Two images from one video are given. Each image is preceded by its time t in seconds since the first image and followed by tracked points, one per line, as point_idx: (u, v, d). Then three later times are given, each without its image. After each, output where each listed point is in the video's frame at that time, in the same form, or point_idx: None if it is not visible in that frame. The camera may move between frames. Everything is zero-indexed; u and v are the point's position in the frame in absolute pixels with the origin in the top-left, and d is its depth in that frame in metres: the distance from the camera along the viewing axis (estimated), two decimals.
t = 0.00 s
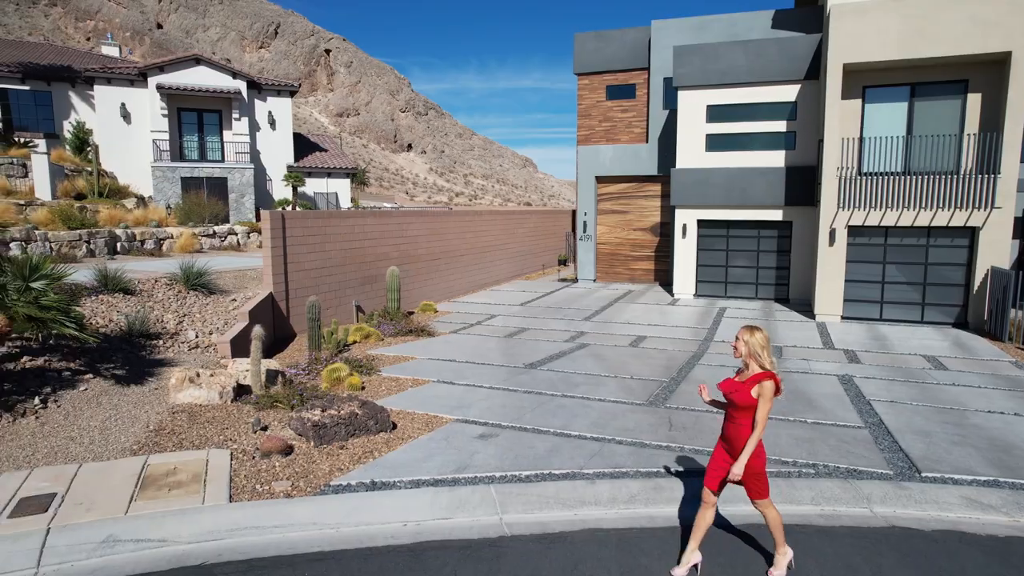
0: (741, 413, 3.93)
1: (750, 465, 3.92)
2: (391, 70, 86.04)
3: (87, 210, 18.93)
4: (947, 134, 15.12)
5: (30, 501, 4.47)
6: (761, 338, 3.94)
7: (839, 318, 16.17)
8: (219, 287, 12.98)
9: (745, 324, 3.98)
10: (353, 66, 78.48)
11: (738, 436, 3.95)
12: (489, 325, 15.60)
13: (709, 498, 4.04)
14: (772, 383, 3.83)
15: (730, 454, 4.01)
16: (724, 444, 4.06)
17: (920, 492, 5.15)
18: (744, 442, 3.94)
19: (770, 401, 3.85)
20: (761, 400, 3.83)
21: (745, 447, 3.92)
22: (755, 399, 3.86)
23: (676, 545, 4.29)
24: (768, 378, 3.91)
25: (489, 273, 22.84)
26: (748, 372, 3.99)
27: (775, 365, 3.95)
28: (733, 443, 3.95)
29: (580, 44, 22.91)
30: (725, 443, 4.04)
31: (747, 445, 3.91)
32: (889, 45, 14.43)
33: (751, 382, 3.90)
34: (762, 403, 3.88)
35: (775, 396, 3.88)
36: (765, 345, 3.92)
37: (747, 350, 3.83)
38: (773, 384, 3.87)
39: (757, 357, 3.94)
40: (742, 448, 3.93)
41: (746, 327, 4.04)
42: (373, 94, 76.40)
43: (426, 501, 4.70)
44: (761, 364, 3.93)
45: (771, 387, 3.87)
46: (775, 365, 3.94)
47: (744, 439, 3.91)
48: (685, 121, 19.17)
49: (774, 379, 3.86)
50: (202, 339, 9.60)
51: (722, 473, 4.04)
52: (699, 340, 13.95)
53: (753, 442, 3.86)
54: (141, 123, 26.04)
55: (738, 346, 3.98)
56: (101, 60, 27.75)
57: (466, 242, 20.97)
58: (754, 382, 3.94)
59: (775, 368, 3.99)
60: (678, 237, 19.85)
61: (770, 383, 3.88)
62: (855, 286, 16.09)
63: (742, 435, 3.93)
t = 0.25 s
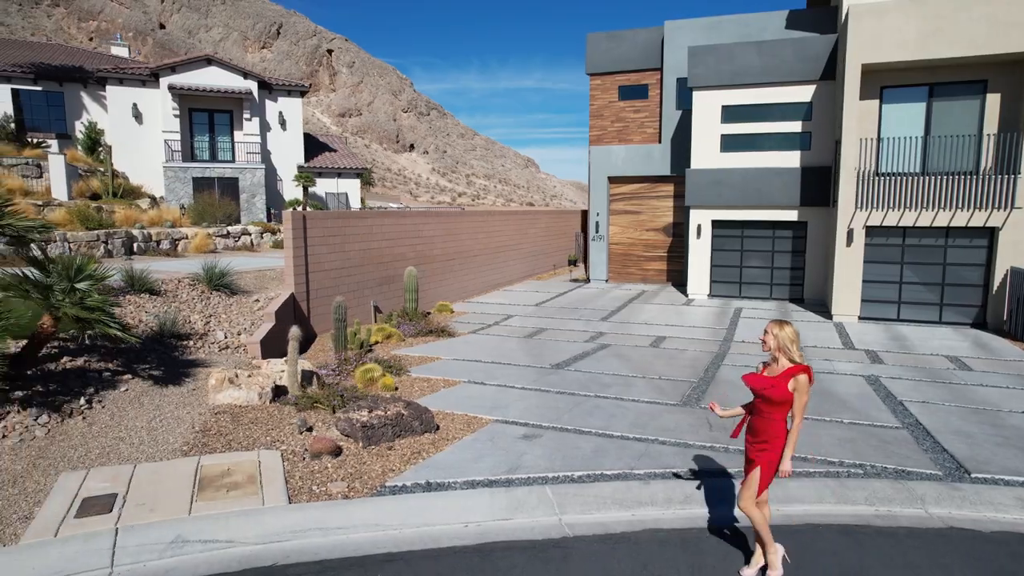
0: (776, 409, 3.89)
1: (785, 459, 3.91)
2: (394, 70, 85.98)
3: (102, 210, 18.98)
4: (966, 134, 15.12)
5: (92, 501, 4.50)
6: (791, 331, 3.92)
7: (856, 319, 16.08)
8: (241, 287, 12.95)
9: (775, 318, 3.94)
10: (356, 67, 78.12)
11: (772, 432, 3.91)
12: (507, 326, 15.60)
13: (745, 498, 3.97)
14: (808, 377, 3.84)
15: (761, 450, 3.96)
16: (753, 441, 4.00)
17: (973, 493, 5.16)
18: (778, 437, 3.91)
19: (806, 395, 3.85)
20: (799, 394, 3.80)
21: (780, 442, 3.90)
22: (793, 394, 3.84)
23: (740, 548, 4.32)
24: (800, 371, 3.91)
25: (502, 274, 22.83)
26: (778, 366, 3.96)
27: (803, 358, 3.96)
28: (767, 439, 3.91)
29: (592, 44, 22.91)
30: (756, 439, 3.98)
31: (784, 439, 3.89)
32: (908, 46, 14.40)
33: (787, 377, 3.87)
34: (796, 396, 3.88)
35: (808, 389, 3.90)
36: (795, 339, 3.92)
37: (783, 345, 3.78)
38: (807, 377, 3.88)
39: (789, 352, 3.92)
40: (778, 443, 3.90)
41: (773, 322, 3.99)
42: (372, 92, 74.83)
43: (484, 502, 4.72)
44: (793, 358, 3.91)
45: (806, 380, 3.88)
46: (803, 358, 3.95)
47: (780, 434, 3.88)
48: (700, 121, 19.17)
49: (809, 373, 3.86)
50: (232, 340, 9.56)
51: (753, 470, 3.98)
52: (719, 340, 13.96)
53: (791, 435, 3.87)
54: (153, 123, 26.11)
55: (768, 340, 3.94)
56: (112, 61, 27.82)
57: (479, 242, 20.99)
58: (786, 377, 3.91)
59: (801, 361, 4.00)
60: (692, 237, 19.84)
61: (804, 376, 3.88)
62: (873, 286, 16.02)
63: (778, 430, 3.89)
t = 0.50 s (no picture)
0: (802, 417, 3.91)
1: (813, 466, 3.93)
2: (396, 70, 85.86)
3: (117, 211, 19.00)
4: (983, 134, 15.09)
5: (151, 501, 4.53)
6: (815, 339, 3.94)
7: (873, 319, 15.97)
8: (262, 288, 12.93)
9: (800, 327, 3.95)
10: (358, 67, 77.77)
11: (799, 438, 3.94)
12: (524, 326, 15.58)
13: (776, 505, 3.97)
14: (835, 384, 3.87)
15: (789, 458, 3.98)
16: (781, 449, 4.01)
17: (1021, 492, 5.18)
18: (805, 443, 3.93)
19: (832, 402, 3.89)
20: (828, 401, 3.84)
21: (807, 449, 3.92)
22: (821, 401, 3.87)
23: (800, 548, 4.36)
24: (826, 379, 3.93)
25: (514, 274, 22.83)
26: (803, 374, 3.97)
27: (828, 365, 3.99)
28: (795, 447, 3.93)
29: (603, 45, 22.90)
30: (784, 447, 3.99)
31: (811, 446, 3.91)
32: (927, 46, 14.33)
33: (814, 385, 3.89)
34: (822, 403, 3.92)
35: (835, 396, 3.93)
36: (820, 347, 3.92)
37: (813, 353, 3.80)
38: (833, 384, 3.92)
39: (815, 360, 3.94)
40: (806, 450, 3.92)
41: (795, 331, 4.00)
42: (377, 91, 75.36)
43: (539, 503, 4.74)
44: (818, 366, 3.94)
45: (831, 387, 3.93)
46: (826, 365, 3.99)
47: (808, 442, 3.91)
48: (714, 122, 19.16)
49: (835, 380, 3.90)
50: (260, 339, 9.56)
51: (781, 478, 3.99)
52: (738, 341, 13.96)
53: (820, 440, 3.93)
54: (164, 123, 26.13)
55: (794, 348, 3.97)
56: (123, 61, 27.84)
57: (492, 242, 21.00)
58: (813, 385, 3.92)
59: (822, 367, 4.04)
60: (706, 237, 19.84)
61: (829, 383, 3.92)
62: (890, 286, 15.95)
63: (806, 438, 3.91)
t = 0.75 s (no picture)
0: (815, 410, 3.91)
1: (827, 461, 3.88)
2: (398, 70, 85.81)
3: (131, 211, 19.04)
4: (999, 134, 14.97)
5: (205, 501, 4.55)
6: (830, 333, 3.97)
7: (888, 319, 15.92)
8: (281, 288, 12.94)
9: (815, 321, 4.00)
10: (360, 67, 77.47)
11: (811, 433, 3.91)
12: (540, 326, 15.58)
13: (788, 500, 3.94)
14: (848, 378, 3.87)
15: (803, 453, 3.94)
16: (795, 444, 3.99)
17: None
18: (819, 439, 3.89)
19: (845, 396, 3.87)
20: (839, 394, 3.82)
21: (823, 445, 3.88)
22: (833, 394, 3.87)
23: (854, 550, 4.38)
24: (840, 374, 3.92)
25: (525, 273, 22.84)
26: (818, 368, 3.99)
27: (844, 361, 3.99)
28: (808, 441, 3.91)
29: (614, 44, 22.91)
30: (798, 442, 3.97)
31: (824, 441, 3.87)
32: (944, 46, 14.31)
33: (827, 378, 3.90)
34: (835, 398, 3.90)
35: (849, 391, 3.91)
36: (835, 341, 3.96)
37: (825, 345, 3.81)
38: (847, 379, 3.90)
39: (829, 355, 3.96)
40: (819, 445, 3.88)
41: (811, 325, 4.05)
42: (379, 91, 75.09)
43: (588, 502, 4.76)
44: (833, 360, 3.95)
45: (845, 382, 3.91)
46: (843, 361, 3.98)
47: (821, 436, 3.87)
48: (726, 122, 19.13)
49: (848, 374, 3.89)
50: (286, 339, 9.55)
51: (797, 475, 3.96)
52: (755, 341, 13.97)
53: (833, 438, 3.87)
54: (175, 123, 26.17)
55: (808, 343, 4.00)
56: (133, 62, 27.89)
57: (504, 242, 21.01)
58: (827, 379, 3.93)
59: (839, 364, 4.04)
60: (718, 237, 19.83)
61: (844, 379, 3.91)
62: (904, 286, 15.90)
63: (818, 432, 3.88)
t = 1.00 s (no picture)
0: (825, 413, 3.86)
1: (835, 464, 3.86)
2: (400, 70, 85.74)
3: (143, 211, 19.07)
4: (1013, 134, 14.76)
5: (252, 499, 4.59)
6: (839, 334, 3.88)
7: (899, 319, 15.80)
8: (298, 288, 12.98)
9: (821, 322, 3.90)
10: (362, 67, 77.39)
11: (821, 436, 3.87)
12: (554, 325, 15.59)
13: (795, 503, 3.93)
14: (859, 380, 3.81)
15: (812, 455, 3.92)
16: (803, 446, 3.96)
17: None
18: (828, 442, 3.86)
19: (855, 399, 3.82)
20: (849, 398, 3.77)
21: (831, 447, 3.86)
22: (843, 398, 3.81)
23: (897, 545, 4.42)
24: (850, 375, 3.86)
25: (535, 273, 22.87)
26: (828, 369, 3.92)
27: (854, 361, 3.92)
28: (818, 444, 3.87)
29: (623, 45, 22.95)
30: (806, 444, 3.94)
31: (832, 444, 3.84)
32: (958, 45, 14.21)
33: (837, 381, 3.84)
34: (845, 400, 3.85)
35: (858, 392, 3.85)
36: (845, 342, 3.87)
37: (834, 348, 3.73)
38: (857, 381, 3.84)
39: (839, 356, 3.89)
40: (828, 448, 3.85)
41: (820, 325, 3.96)
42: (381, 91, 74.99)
43: (629, 500, 4.80)
44: (842, 361, 3.88)
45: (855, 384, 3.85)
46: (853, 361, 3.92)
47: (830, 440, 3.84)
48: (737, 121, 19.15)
49: (859, 377, 3.83)
50: (308, 338, 9.56)
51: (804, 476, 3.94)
52: (770, 340, 13.98)
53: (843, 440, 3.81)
54: (183, 123, 26.24)
55: (817, 344, 3.91)
56: (142, 62, 27.99)
57: (515, 242, 21.03)
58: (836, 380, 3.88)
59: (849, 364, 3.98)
60: (729, 237, 19.84)
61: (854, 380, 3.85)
62: (916, 286, 15.82)
63: (826, 435, 3.84)
